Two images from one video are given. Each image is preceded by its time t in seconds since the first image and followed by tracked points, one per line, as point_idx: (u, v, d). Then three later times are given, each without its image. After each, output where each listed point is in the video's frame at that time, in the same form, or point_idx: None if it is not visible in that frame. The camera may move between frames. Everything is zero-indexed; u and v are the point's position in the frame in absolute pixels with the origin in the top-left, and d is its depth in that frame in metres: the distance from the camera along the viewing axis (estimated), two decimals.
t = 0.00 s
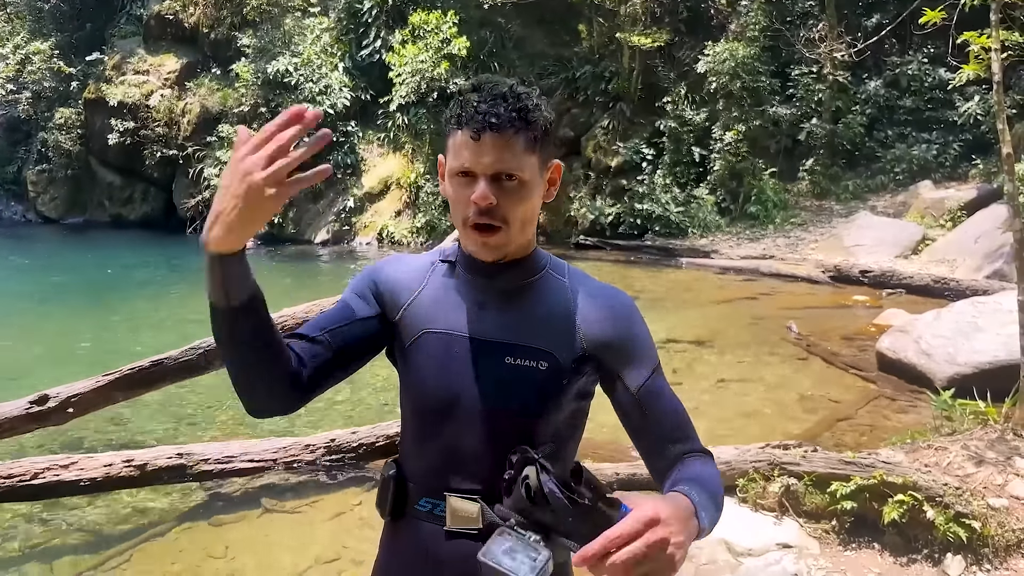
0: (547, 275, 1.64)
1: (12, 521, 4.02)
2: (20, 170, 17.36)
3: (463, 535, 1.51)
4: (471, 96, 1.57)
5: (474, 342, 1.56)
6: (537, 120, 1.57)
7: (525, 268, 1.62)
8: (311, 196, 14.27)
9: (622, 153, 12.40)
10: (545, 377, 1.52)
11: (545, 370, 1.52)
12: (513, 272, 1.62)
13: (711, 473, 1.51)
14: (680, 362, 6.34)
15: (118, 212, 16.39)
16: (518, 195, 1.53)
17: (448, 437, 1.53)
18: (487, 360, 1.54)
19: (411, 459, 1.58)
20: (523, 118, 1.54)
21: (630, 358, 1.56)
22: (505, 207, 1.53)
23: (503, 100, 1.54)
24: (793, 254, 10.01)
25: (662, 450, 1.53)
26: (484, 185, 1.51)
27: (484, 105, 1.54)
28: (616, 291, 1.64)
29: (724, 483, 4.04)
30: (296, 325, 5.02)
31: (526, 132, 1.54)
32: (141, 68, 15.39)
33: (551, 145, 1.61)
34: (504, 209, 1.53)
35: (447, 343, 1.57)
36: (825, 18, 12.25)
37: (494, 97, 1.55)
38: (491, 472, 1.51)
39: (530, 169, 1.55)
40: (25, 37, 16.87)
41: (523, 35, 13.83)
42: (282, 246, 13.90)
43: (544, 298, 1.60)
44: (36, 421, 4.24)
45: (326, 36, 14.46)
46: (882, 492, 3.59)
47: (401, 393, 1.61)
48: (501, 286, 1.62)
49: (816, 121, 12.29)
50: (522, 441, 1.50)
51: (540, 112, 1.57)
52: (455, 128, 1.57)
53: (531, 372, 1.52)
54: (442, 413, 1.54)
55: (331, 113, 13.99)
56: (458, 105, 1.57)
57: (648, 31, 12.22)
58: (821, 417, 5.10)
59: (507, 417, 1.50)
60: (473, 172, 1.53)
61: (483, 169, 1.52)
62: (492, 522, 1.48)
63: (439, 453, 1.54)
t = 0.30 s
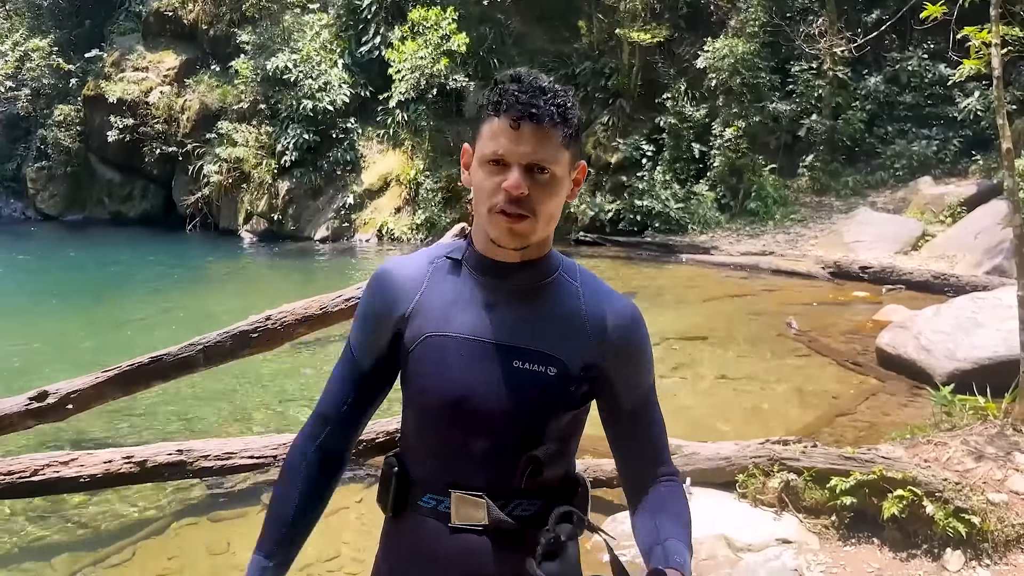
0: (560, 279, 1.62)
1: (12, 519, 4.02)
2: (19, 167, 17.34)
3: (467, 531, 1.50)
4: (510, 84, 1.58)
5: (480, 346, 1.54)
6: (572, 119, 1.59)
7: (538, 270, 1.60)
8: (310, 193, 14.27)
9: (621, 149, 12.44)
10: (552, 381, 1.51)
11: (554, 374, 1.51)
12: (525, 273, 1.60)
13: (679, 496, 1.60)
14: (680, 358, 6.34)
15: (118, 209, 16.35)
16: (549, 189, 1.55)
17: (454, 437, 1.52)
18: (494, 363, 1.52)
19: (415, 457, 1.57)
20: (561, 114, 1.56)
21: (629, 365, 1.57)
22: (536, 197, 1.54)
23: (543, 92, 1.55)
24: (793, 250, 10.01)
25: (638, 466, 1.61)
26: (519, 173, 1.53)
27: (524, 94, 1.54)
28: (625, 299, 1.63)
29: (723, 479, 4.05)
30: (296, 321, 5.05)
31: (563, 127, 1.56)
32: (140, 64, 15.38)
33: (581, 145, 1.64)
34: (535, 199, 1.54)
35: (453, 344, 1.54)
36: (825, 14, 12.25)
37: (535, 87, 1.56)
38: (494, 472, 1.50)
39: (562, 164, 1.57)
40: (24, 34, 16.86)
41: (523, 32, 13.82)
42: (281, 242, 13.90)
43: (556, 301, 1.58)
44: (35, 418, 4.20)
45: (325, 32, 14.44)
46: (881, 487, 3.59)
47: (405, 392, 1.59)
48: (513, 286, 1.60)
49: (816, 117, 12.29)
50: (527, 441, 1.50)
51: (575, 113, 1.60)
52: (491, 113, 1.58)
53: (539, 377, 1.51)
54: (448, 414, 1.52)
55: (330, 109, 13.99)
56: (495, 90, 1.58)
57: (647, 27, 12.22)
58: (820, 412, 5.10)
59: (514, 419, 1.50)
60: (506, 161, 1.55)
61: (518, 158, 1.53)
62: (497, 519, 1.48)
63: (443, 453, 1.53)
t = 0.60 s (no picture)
0: (543, 274, 1.60)
1: (12, 516, 4.02)
2: (18, 164, 17.32)
3: (462, 528, 1.52)
4: (468, 84, 1.53)
5: (464, 347, 1.54)
6: (537, 115, 1.52)
7: (518, 267, 1.59)
8: (310, 189, 14.27)
9: (620, 145, 12.38)
10: (536, 380, 1.49)
11: (536, 373, 1.49)
12: (503, 271, 1.59)
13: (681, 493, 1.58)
14: (679, 354, 6.34)
15: (118, 206, 16.32)
16: (513, 190, 1.52)
17: (443, 438, 1.54)
18: (475, 363, 1.52)
19: (412, 454, 1.61)
20: (524, 113, 1.50)
21: (617, 361, 1.52)
22: (498, 205, 1.51)
23: (504, 93, 1.50)
24: (793, 246, 10.01)
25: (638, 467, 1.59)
26: (478, 182, 1.50)
27: (483, 96, 1.49)
28: (617, 289, 1.59)
29: (723, 475, 4.04)
30: (294, 317, 5.05)
31: (526, 127, 1.50)
32: (140, 61, 15.37)
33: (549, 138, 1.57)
34: (497, 207, 1.52)
35: (437, 345, 1.56)
36: (825, 9, 12.23)
37: (494, 87, 1.51)
38: (482, 471, 1.51)
39: (527, 165, 1.53)
40: (23, 31, 16.85)
41: (523, 28, 13.80)
42: (281, 239, 13.89)
43: (538, 297, 1.56)
44: (34, 414, 4.19)
45: (324, 28, 14.36)
46: (881, 483, 3.60)
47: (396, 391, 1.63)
48: (493, 285, 1.60)
49: (816, 113, 12.28)
50: (514, 439, 1.49)
51: (541, 107, 1.53)
52: (450, 116, 1.54)
53: (521, 376, 1.49)
54: (436, 414, 1.54)
55: (330, 106, 13.99)
56: (453, 92, 1.54)
57: (647, 24, 12.21)
58: (820, 409, 5.10)
59: (497, 418, 1.49)
60: (468, 166, 1.52)
61: (477, 164, 1.50)
62: (487, 519, 1.49)
63: (435, 452, 1.55)
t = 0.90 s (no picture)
0: (547, 258, 1.60)
1: (11, 513, 4.02)
2: (18, 161, 17.29)
3: (470, 519, 1.52)
4: (459, 72, 1.60)
5: (472, 334, 1.56)
6: (528, 89, 1.59)
7: (523, 250, 1.61)
8: (310, 186, 14.26)
9: (620, 143, 12.38)
10: (535, 365, 1.49)
11: (537, 359, 1.49)
12: (510, 254, 1.61)
13: (638, 492, 1.35)
14: (679, 351, 6.34)
15: (117, 203, 16.32)
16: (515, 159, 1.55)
17: (454, 427, 1.55)
18: (482, 350, 1.54)
19: (424, 444, 1.63)
20: (516, 86, 1.56)
21: (606, 344, 1.44)
22: (509, 167, 1.54)
23: (494, 70, 1.57)
24: (793, 243, 10.01)
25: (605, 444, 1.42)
26: (487, 148, 1.53)
27: (474, 75, 1.56)
28: (621, 275, 1.55)
29: (723, 472, 4.04)
30: (294, 315, 5.04)
31: (521, 98, 1.56)
32: (139, 58, 15.35)
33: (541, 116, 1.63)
34: (509, 170, 1.54)
35: (446, 331, 1.60)
36: (825, 5, 12.20)
37: (485, 67, 1.58)
38: (491, 461, 1.51)
39: (527, 133, 1.57)
40: (22, 28, 16.83)
41: (522, 24, 13.75)
42: (281, 237, 13.88)
43: (540, 281, 1.56)
44: (34, 413, 4.22)
45: (324, 25, 14.36)
46: (880, 480, 3.61)
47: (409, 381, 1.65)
48: (499, 270, 1.62)
49: (816, 110, 12.26)
50: (521, 430, 1.49)
51: (529, 83, 1.60)
52: (446, 102, 1.59)
53: (523, 362, 1.50)
54: (444, 401, 1.56)
55: (329, 103, 13.97)
56: (447, 80, 1.60)
57: (647, 20, 12.18)
58: (820, 406, 5.10)
59: (504, 406, 1.50)
60: (471, 139, 1.55)
61: (482, 134, 1.54)
62: (494, 510, 1.49)
63: (445, 441, 1.57)
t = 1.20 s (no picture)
0: (544, 257, 1.61)
1: (11, 511, 4.04)
2: (18, 159, 17.28)
3: (477, 519, 1.53)
4: (450, 74, 1.58)
5: (470, 329, 1.58)
6: (520, 90, 1.56)
7: (519, 248, 1.61)
8: (309, 184, 14.24)
9: (620, 140, 12.37)
10: (530, 362, 1.50)
11: (531, 355, 1.50)
12: (506, 253, 1.62)
13: (552, 449, 1.31)
14: (679, 349, 6.34)
15: (118, 201, 16.32)
16: (503, 159, 1.53)
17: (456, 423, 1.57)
18: (479, 347, 1.56)
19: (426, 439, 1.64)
20: (505, 88, 1.54)
21: (585, 333, 1.43)
22: (494, 172, 1.52)
23: (482, 73, 1.54)
24: (792, 240, 10.01)
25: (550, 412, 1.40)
26: (471, 154, 1.52)
27: (463, 80, 1.54)
28: (618, 272, 1.55)
29: (722, 470, 4.04)
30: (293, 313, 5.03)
31: (510, 100, 1.53)
32: (138, 56, 15.34)
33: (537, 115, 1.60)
34: (495, 175, 1.52)
35: (446, 328, 1.61)
36: (825, 2, 12.18)
37: (473, 70, 1.55)
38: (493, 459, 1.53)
39: (517, 135, 1.54)
40: (21, 26, 16.83)
41: (522, 22, 13.73)
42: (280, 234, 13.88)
43: (536, 279, 1.57)
44: (34, 410, 4.25)
45: (324, 23, 14.36)
46: (879, 478, 3.60)
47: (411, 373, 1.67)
48: (496, 267, 1.63)
49: (816, 107, 12.25)
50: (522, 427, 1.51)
51: (521, 82, 1.57)
52: (438, 105, 1.58)
53: (519, 360, 1.51)
54: (445, 397, 1.58)
55: (329, 100, 13.98)
56: (438, 83, 1.58)
57: (646, 18, 12.16)
58: (819, 403, 5.11)
59: (501, 402, 1.51)
60: (460, 143, 1.54)
61: (468, 139, 1.53)
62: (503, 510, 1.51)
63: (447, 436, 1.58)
